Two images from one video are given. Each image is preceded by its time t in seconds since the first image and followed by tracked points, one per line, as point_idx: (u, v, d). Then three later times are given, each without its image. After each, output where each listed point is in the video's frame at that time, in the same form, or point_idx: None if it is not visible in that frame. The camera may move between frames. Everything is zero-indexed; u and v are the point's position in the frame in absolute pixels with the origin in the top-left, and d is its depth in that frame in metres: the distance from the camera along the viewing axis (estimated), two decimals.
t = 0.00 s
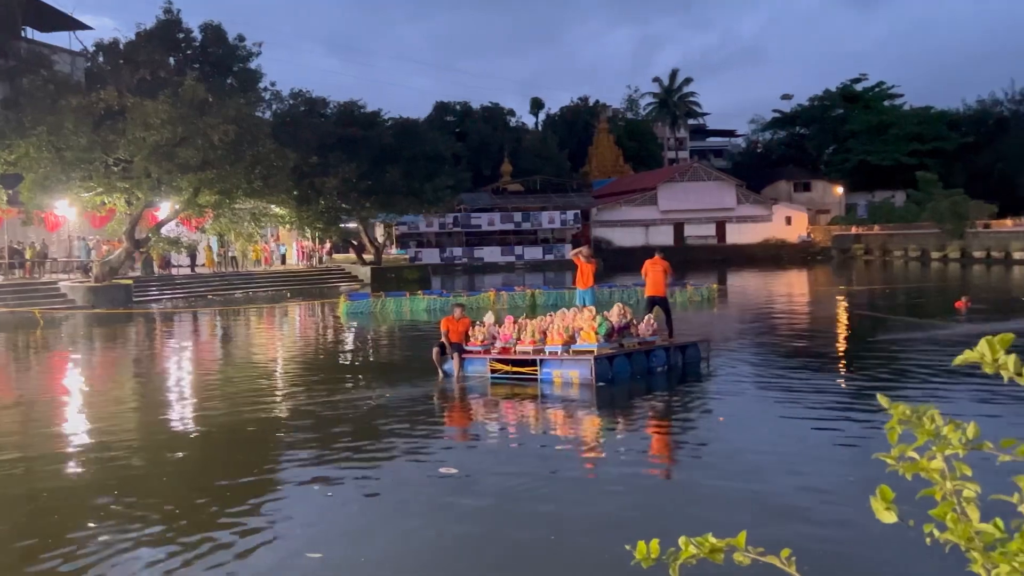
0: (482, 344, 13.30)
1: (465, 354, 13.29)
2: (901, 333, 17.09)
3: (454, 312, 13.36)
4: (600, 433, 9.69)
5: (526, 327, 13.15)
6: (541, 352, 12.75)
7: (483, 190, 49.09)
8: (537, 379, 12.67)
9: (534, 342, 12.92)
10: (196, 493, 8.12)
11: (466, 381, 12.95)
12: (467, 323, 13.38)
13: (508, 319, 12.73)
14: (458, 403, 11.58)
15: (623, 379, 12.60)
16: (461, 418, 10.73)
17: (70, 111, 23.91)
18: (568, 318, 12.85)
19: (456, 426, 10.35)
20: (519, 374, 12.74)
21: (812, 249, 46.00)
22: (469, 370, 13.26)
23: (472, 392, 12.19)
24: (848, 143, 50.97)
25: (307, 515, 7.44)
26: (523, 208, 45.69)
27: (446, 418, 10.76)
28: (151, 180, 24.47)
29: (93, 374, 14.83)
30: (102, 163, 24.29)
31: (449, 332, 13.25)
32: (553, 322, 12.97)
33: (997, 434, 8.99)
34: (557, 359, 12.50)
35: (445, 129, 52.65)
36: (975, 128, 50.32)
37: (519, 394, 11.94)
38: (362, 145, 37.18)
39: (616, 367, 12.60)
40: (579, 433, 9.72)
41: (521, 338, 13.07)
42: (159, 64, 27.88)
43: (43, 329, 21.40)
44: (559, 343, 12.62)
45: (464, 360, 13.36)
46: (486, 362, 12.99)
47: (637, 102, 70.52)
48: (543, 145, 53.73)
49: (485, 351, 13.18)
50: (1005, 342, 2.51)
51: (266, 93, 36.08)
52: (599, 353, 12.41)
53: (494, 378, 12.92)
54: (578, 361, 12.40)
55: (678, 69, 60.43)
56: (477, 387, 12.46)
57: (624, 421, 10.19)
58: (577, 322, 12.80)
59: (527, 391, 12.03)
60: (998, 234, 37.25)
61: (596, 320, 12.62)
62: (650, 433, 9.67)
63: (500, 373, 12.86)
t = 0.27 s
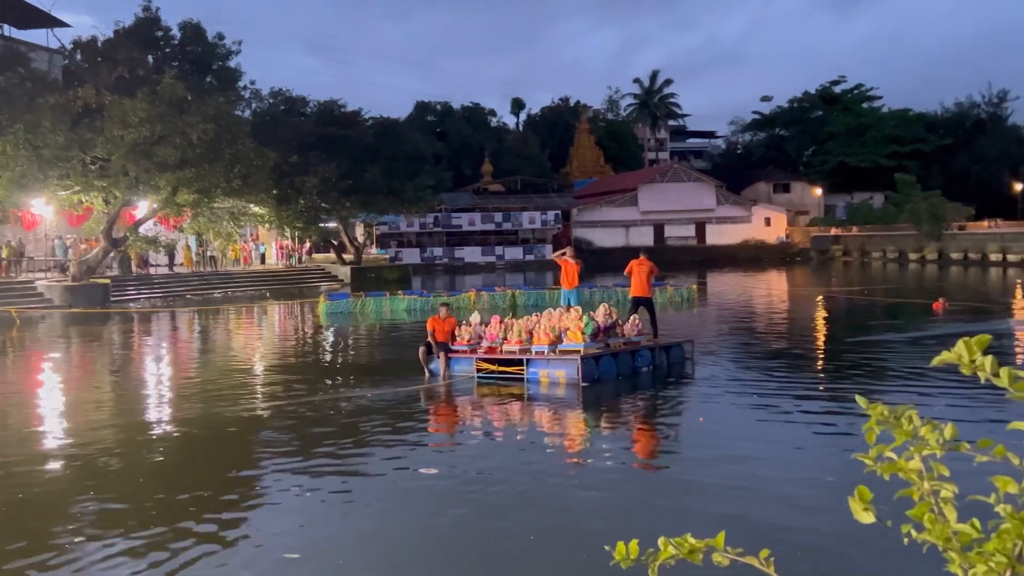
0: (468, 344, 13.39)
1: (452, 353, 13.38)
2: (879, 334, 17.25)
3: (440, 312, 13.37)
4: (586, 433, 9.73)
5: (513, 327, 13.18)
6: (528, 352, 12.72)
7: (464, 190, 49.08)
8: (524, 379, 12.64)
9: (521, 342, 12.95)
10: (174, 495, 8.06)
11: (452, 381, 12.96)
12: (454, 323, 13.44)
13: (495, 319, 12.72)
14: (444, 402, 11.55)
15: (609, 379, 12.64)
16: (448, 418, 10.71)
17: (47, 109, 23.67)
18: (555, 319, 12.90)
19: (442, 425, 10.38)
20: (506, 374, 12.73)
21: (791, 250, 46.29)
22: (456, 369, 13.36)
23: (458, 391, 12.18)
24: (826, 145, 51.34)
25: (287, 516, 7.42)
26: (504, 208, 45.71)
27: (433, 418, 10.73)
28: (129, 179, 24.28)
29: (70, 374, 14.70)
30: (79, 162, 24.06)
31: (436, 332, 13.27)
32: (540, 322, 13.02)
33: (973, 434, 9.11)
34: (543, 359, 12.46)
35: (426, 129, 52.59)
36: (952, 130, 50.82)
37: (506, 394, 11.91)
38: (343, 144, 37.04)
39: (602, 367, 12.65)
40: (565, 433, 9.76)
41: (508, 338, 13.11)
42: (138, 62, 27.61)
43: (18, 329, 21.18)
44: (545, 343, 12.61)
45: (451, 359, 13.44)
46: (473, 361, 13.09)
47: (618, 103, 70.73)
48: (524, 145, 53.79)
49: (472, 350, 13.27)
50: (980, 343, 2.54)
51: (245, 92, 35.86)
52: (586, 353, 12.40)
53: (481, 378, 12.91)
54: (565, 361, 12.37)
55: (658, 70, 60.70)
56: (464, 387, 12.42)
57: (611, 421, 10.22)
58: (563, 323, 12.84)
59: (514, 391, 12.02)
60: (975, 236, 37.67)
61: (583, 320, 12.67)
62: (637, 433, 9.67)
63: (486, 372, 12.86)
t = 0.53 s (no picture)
0: (459, 344, 13.33)
1: (442, 353, 13.32)
2: (863, 335, 17.38)
3: (430, 312, 13.28)
4: (576, 433, 9.78)
5: (504, 326, 13.15)
6: (519, 352, 12.78)
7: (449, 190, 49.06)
8: (514, 379, 12.72)
9: (512, 342, 12.92)
10: (158, 497, 8.03)
11: (443, 381, 13.00)
12: (444, 323, 13.38)
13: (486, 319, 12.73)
14: (435, 402, 11.59)
15: (599, 378, 12.71)
16: (438, 418, 10.74)
17: (30, 108, 23.51)
18: (546, 319, 12.86)
19: (432, 425, 10.40)
20: (497, 375, 12.81)
21: (775, 251, 46.49)
22: (446, 369, 13.29)
23: (449, 391, 12.23)
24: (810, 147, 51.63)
25: (271, 518, 7.40)
26: (489, 209, 45.72)
27: (423, 418, 10.76)
28: (112, 179, 24.14)
29: (52, 375, 14.61)
30: (62, 161, 23.88)
31: (426, 332, 13.23)
32: (531, 322, 12.98)
33: (956, 435, 9.20)
34: (534, 359, 12.53)
35: (411, 129, 52.54)
36: (934, 132, 51.20)
37: (497, 394, 11.97)
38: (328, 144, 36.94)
39: (593, 367, 12.71)
40: (555, 433, 9.81)
41: (499, 338, 13.07)
42: (121, 61, 27.43)
43: None
44: (536, 344, 12.66)
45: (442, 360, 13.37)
46: (464, 361, 13.06)
47: (603, 104, 70.86)
48: (509, 146, 53.81)
49: (463, 350, 13.21)
50: (963, 345, 2.57)
51: (230, 91, 35.69)
52: (576, 353, 12.46)
53: (472, 378, 13.00)
54: (555, 361, 12.45)
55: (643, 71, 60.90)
56: (454, 387, 12.50)
57: (600, 420, 10.27)
58: (554, 323, 12.80)
59: (505, 391, 12.08)
60: (957, 238, 37.99)
61: (574, 321, 12.63)
62: (627, 433, 9.75)
63: (477, 372, 12.95)
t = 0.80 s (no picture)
0: (452, 345, 13.33)
1: (436, 354, 13.30)
2: (849, 336, 17.49)
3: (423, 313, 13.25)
4: (570, 433, 9.79)
5: (497, 327, 13.19)
6: (512, 352, 12.80)
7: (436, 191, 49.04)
8: (508, 379, 12.73)
9: (505, 343, 12.96)
10: (145, 499, 8.00)
11: (436, 382, 12.99)
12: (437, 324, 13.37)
13: (479, 319, 12.73)
14: (428, 403, 11.58)
15: (592, 378, 12.71)
16: (430, 418, 10.73)
17: (15, 107, 23.38)
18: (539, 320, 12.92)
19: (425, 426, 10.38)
20: (491, 375, 12.81)
21: (761, 253, 46.68)
22: (439, 370, 13.27)
23: (442, 392, 12.22)
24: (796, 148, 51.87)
25: (259, 519, 7.40)
26: (477, 210, 45.74)
27: (416, 419, 10.76)
28: (98, 179, 24.02)
29: (37, 376, 14.53)
30: (48, 161, 23.71)
31: (419, 333, 13.10)
32: (524, 323, 13.04)
33: (942, 436, 9.28)
34: (528, 360, 12.55)
35: (398, 130, 52.50)
36: (919, 135, 51.55)
37: (490, 394, 11.97)
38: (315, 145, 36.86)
39: (587, 367, 12.71)
40: (548, 433, 9.82)
41: (492, 338, 13.11)
42: (107, 61, 27.29)
43: None
44: (530, 344, 12.68)
45: (435, 360, 13.35)
46: (458, 362, 13.05)
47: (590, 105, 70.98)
48: (496, 147, 53.83)
49: (456, 351, 13.22)
50: (951, 347, 2.60)
51: (216, 91, 35.58)
52: (570, 353, 12.50)
53: (465, 378, 12.98)
54: (549, 361, 12.46)
55: (630, 73, 61.06)
56: (448, 387, 12.49)
57: (593, 421, 10.30)
58: (547, 323, 12.88)
59: (499, 392, 12.07)
60: (942, 239, 38.27)
61: (567, 321, 12.72)
62: (620, 434, 9.78)
63: (470, 373, 12.93)
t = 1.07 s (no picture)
0: (452, 344, 13.35)
1: (435, 353, 13.31)
2: (841, 335, 17.54)
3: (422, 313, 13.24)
4: (569, 432, 9.80)
5: (496, 327, 13.21)
6: (512, 351, 12.81)
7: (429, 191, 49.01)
8: (507, 378, 12.75)
9: (504, 342, 12.99)
10: (138, 500, 7.98)
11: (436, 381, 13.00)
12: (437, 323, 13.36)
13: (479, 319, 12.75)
14: (427, 402, 11.57)
15: (592, 377, 12.73)
16: (430, 418, 10.72)
17: (6, 107, 23.25)
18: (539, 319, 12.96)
19: (424, 426, 10.37)
20: (490, 374, 12.82)
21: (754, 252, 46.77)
22: (439, 369, 13.33)
23: (441, 391, 12.22)
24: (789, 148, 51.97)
25: (252, 519, 7.38)
26: (470, 210, 45.73)
27: (415, 418, 10.75)
28: (90, 178, 23.92)
29: (29, 376, 14.47)
30: (39, 161, 23.59)
31: (418, 332, 13.14)
32: (523, 322, 13.07)
33: (934, 435, 9.31)
34: (528, 359, 12.57)
35: (391, 129, 52.45)
36: (911, 135, 51.69)
37: (490, 393, 11.98)
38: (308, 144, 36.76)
39: (586, 366, 12.73)
40: (547, 433, 9.83)
41: (491, 338, 13.13)
42: (99, 60, 27.14)
43: None
44: (529, 343, 12.68)
45: (435, 360, 13.36)
46: (457, 361, 13.06)
47: (583, 105, 71.02)
48: (489, 146, 53.82)
49: (456, 350, 13.25)
50: (946, 346, 2.61)
51: (209, 91, 35.49)
52: (569, 352, 12.53)
53: (465, 377, 12.99)
54: (549, 360, 12.49)
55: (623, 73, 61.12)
56: (447, 386, 12.50)
57: (593, 420, 10.31)
58: (546, 323, 12.92)
59: (499, 391, 12.08)
60: (935, 239, 38.40)
61: (566, 321, 12.79)
62: (621, 433, 9.80)
63: (470, 372, 12.94)
